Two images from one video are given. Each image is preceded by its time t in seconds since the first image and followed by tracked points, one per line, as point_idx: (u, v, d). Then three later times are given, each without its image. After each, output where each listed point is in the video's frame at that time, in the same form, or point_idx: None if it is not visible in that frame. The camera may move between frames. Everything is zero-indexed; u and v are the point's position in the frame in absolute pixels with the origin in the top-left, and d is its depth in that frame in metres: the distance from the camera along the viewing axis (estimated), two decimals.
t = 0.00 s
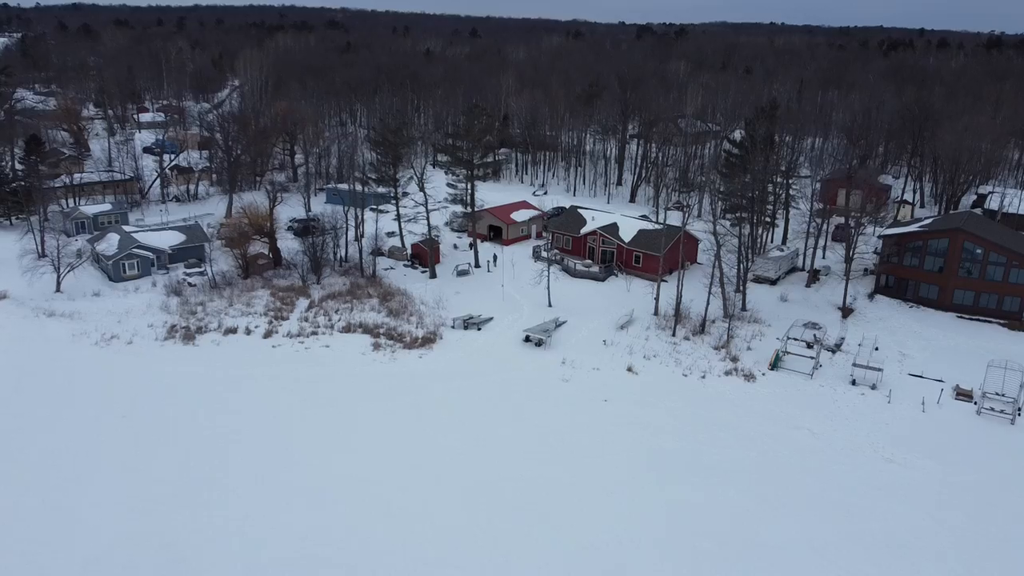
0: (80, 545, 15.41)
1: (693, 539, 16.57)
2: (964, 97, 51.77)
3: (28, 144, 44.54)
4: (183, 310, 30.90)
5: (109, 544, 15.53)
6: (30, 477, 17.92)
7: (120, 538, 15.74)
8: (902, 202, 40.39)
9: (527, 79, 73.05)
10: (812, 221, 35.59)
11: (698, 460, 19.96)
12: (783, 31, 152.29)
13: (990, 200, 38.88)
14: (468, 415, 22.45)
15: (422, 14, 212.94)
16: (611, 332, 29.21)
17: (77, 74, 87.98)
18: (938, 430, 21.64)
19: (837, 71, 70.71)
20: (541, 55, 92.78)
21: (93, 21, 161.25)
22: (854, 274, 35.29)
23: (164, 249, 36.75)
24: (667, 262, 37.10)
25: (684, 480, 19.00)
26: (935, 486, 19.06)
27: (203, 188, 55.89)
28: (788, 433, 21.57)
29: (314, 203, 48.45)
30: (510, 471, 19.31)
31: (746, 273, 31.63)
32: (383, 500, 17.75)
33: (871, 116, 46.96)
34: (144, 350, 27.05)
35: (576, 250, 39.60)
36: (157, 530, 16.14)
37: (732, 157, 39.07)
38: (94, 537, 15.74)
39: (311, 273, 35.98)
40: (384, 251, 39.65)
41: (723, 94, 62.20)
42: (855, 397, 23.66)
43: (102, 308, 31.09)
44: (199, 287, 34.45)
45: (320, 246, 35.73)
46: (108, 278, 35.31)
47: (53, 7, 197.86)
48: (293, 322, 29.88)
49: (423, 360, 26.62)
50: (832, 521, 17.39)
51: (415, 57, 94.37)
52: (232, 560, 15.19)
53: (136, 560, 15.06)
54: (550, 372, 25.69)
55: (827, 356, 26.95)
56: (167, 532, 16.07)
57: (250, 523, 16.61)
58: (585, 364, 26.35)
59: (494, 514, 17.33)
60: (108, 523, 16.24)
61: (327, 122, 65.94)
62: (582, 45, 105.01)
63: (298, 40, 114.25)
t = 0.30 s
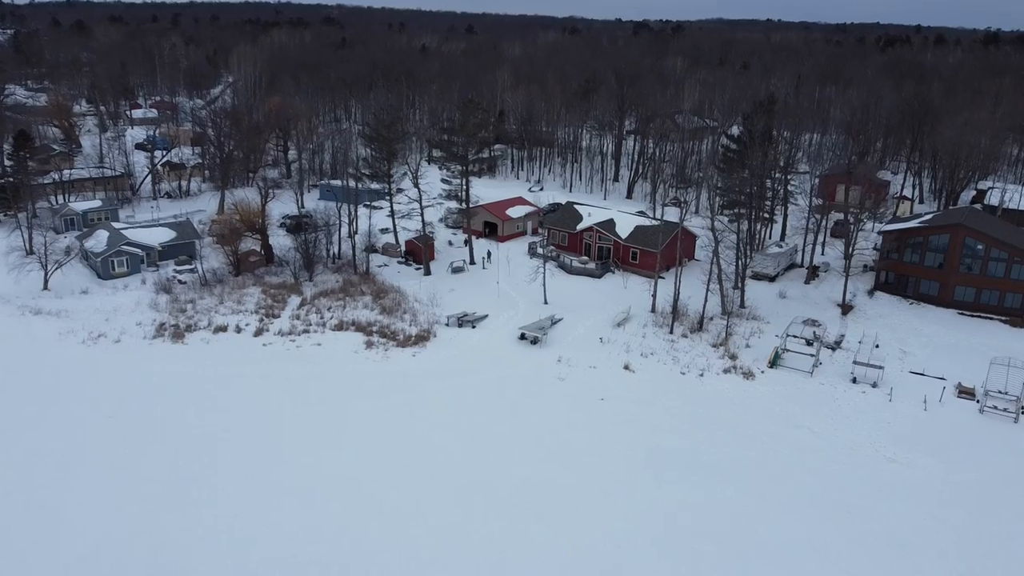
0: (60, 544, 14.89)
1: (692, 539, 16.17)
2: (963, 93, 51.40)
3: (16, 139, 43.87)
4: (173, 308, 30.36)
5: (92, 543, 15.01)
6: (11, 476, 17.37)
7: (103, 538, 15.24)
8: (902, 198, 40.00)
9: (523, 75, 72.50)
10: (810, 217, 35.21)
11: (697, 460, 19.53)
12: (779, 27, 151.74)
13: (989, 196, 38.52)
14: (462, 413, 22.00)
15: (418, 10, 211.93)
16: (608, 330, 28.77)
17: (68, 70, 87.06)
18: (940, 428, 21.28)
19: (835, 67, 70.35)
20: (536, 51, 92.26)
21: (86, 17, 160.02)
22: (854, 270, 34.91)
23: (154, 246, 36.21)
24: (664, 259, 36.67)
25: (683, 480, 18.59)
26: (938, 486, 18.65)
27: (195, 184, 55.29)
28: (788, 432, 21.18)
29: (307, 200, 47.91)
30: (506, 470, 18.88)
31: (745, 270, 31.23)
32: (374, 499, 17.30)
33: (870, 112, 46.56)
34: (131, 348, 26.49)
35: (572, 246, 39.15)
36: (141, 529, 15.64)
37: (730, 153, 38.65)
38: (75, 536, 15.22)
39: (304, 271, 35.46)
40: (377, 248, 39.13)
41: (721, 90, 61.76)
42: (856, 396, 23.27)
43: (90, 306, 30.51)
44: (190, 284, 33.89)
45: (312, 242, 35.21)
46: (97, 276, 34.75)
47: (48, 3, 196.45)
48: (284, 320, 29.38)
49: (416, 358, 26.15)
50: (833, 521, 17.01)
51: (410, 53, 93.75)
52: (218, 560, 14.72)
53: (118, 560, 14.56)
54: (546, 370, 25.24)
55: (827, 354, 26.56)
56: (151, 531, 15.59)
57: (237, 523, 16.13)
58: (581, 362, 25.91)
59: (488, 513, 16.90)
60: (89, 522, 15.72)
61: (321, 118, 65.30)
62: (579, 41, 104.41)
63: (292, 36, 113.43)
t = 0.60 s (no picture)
0: (38, 545, 14.37)
1: (687, 537, 15.83)
2: (958, 88, 51.18)
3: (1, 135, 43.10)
4: (159, 307, 29.78)
5: (71, 543, 14.53)
6: None
7: (83, 539, 14.71)
8: (898, 193, 39.73)
9: (516, 70, 72.02)
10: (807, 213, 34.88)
11: (693, 459, 19.15)
12: (774, 23, 151.32)
13: (985, 192, 38.33)
14: (454, 412, 21.55)
15: (411, 6, 210.87)
16: (602, 328, 28.36)
17: (57, 66, 85.99)
18: (940, 426, 20.96)
19: (829, 62, 70.11)
20: (530, 46, 91.66)
21: (77, 12, 158.61)
22: (850, 267, 34.61)
23: (141, 243, 35.63)
24: (659, 255, 36.29)
25: (679, 478, 18.23)
26: (937, 485, 18.33)
27: (184, 181, 54.62)
28: (785, 429, 20.83)
29: (298, 196, 47.34)
30: (499, 469, 18.47)
31: (741, 266, 30.86)
32: (364, 499, 16.88)
33: (866, 107, 46.28)
34: (116, 347, 25.89)
35: (566, 243, 38.73)
36: (124, 529, 15.17)
37: (725, 148, 38.30)
38: (55, 536, 14.75)
39: (293, 268, 34.91)
40: (369, 245, 38.60)
41: (715, 85, 61.42)
42: (853, 393, 22.95)
43: (74, 305, 29.87)
44: (177, 282, 33.32)
45: (302, 239, 34.67)
46: (83, 273, 34.11)
47: None
48: (272, 318, 28.84)
49: (407, 356, 25.67)
50: (831, 519, 16.69)
51: (403, 48, 93.10)
52: (203, 561, 14.29)
53: (101, 560, 14.13)
54: (540, 368, 24.83)
55: (824, 351, 26.24)
56: (134, 532, 15.08)
57: (222, 522, 15.68)
58: (576, 360, 25.51)
59: (481, 512, 16.51)
60: (70, 523, 15.20)
61: (312, 114, 64.66)
62: (572, 37, 103.93)
63: (285, 32, 112.56)
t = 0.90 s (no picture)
0: (16, 548, 13.85)
1: (686, 537, 15.46)
2: (955, 83, 50.93)
3: None
4: (146, 305, 29.20)
5: (52, 545, 14.03)
6: None
7: (63, 542, 14.21)
8: (895, 188, 39.45)
9: (510, 66, 71.52)
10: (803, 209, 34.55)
11: (691, 458, 18.78)
12: (768, 20, 151.09)
13: (984, 187, 38.07)
14: (447, 412, 21.10)
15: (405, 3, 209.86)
16: (597, 325, 27.96)
17: (45, 62, 84.97)
18: (941, 424, 20.64)
19: (824, 58, 69.85)
20: (524, 43, 91.13)
21: (67, 8, 157.11)
22: (848, 263, 34.28)
23: (128, 241, 35.06)
24: (654, 252, 35.89)
25: (677, 478, 17.85)
26: (940, 483, 17.99)
27: (173, 178, 53.93)
28: (784, 428, 20.49)
29: (288, 193, 46.76)
30: (494, 468, 18.07)
31: (737, 263, 30.51)
32: (355, 499, 16.43)
33: (862, 102, 45.97)
34: (101, 347, 25.30)
35: (560, 240, 38.31)
36: (107, 530, 14.70)
37: (721, 144, 37.94)
38: (33, 539, 14.23)
39: (283, 266, 34.37)
40: (360, 242, 38.09)
41: (710, 81, 61.07)
42: (852, 392, 22.61)
43: (59, 304, 29.26)
44: (164, 280, 32.74)
45: (291, 236, 34.13)
46: (68, 272, 33.49)
47: None
48: (261, 317, 28.32)
49: (399, 356, 25.19)
50: (832, 518, 16.35)
51: (396, 44, 92.38)
52: (187, 564, 13.81)
53: (84, 562, 13.66)
54: (534, 366, 24.41)
55: (822, 349, 25.89)
56: (118, 534, 14.61)
57: (207, 524, 15.19)
58: (570, 359, 25.09)
59: (475, 512, 16.10)
60: (52, 524, 14.72)
61: (303, 110, 64.04)
62: (566, 33, 103.45)
63: (277, 29, 111.62)
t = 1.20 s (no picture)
0: None
1: (685, 538, 15.13)
2: (952, 78, 50.63)
3: None
4: (133, 305, 28.66)
5: (30, 552, 13.58)
6: None
7: (42, 549, 13.75)
8: (893, 184, 39.13)
9: (505, 61, 71.00)
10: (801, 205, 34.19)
11: (689, 458, 18.44)
12: (763, 16, 150.71)
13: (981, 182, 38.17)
14: (440, 412, 20.66)
15: None
16: (593, 324, 27.56)
17: (34, 57, 83.96)
18: (942, 423, 20.29)
19: (821, 54, 69.50)
20: (519, 38, 90.61)
21: (59, 4, 155.72)
22: (846, 260, 33.96)
23: (116, 238, 34.49)
24: (651, 249, 35.48)
25: (676, 478, 17.50)
26: (942, 483, 17.66)
27: (164, 174, 53.29)
28: (783, 426, 20.18)
29: (280, 190, 46.20)
30: (488, 469, 17.69)
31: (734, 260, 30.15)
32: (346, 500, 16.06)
33: (860, 97, 45.63)
34: (86, 347, 24.76)
35: (555, 237, 37.90)
36: (95, 533, 14.33)
37: (718, 140, 37.57)
38: None
39: (274, 264, 33.86)
40: (352, 239, 37.60)
41: (706, 77, 60.68)
42: (852, 390, 22.27)
43: (44, 302, 28.68)
44: (153, 278, 32.20)
45: (282, 234, 33.61)
46: (54, 270, 32.89)
47: None
48: (251, 316, 27.81)
49: (391, 355, 24.73)
50: (834, 519, 16.03)
51: (390, 40, 91.71)
52: (171, 569, 13.38)
53: (69, 566, 13.27)
54: (529, 366, 24.00)
55: (821, 347, 25.55)
56: (106, 536, 14.25)
57: (193, 528, 14.75)
58: (566, 358, 24.67)
59: (469, 514, 15.71)
60: (38, 527, 14.35)
61: (296, 106, 63.41)
62: (561, 28, 102.90)
63: (270, 24, 110.73)
